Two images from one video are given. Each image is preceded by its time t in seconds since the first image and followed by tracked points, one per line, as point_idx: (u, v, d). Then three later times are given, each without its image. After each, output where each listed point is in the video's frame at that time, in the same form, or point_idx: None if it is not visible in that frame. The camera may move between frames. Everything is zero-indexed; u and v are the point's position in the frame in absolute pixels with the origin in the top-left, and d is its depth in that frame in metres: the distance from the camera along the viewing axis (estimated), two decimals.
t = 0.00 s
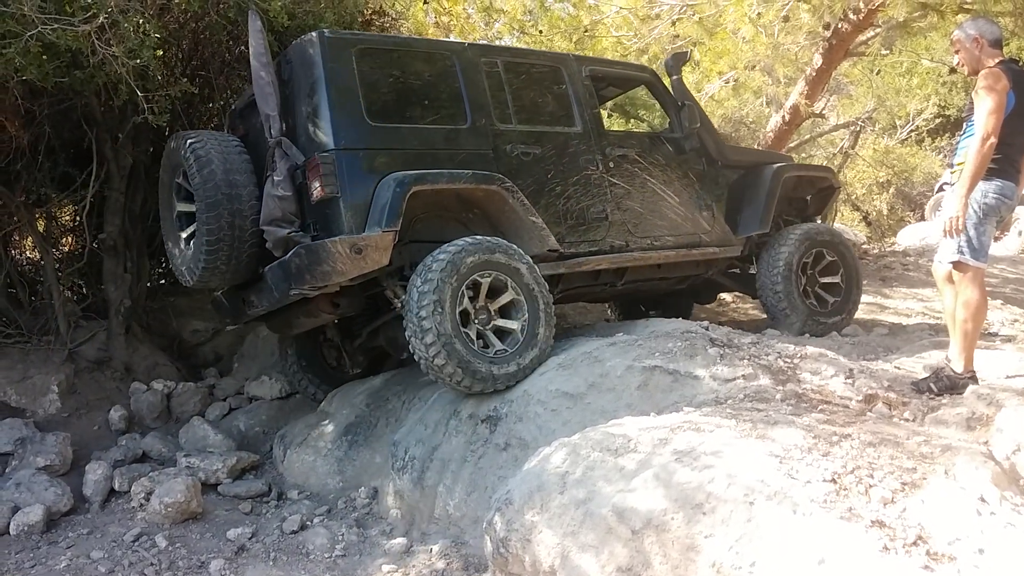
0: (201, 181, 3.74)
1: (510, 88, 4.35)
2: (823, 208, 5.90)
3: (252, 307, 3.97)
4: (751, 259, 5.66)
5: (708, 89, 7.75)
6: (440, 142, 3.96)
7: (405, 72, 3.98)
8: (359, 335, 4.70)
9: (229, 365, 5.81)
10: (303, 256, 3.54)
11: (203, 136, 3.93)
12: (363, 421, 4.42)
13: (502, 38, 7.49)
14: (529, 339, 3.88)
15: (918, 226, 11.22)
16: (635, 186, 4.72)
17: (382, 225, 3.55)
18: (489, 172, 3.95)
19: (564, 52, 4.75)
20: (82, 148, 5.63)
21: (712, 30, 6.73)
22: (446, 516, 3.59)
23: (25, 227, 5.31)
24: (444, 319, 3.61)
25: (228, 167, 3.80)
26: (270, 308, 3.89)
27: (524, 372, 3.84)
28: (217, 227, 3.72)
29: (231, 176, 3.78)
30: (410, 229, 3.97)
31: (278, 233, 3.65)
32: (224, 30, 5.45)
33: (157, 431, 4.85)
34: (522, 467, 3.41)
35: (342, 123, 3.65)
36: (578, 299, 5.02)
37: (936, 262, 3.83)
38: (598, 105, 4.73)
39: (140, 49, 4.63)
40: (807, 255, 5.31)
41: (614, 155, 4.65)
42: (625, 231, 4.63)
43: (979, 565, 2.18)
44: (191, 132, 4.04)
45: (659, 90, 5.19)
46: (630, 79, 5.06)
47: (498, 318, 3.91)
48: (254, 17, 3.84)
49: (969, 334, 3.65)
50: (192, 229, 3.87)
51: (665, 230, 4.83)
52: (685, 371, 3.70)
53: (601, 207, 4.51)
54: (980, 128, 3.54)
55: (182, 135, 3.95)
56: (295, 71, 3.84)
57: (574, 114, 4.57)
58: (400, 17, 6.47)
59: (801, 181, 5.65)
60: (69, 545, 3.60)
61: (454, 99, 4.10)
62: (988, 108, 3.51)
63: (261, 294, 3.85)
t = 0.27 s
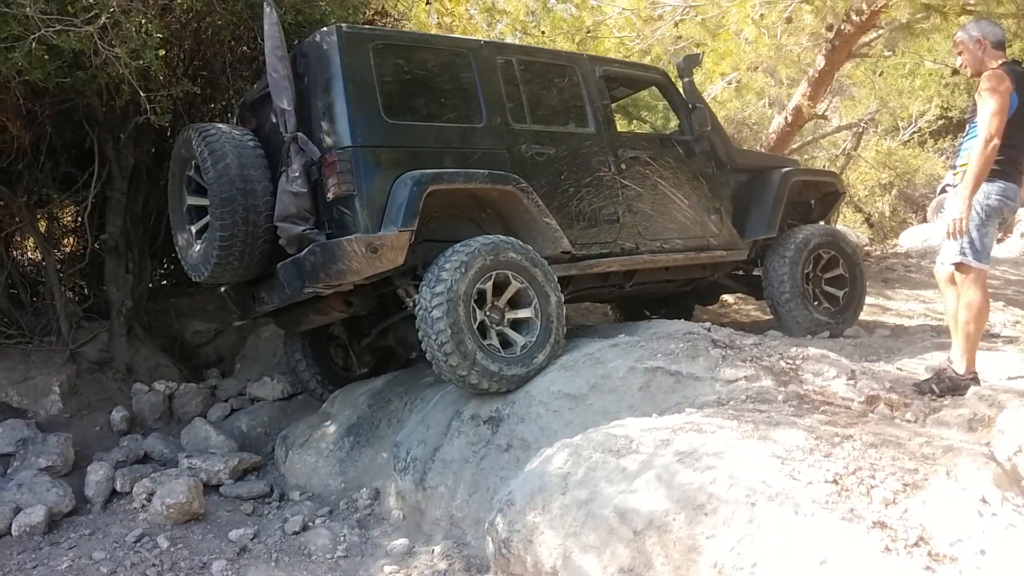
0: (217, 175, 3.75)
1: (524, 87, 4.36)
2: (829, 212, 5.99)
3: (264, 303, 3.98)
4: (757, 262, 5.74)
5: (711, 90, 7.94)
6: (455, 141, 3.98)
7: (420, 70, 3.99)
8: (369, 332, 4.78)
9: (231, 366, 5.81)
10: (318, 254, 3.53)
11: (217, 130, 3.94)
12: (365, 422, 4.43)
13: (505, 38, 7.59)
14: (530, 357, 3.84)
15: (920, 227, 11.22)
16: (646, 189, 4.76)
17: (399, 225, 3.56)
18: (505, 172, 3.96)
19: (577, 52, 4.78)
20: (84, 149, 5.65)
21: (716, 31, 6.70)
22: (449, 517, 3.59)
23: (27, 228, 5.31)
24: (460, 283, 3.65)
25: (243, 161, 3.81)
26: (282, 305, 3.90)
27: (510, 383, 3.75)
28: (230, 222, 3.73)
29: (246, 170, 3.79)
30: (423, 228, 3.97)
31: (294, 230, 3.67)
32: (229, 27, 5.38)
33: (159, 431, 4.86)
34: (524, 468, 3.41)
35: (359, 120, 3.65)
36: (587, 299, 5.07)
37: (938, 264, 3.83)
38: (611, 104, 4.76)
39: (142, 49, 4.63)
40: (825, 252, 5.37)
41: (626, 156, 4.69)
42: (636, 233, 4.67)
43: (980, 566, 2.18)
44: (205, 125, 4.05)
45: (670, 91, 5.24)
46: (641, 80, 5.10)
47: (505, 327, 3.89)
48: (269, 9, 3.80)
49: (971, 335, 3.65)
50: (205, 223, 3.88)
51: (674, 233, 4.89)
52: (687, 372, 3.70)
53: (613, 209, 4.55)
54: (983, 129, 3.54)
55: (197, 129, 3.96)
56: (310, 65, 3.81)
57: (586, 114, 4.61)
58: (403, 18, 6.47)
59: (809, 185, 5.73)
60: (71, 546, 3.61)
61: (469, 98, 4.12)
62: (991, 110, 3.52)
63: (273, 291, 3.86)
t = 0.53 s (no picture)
0: (228, 179, 3.77)
1: (534, 90, 4.37)
2: (835, 212, 6.03)
3: (273, 305, 4.00)
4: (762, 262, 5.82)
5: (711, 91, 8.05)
6: (466, 144, 3.97)
7: (432, 72, 3.99)
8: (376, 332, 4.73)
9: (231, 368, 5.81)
10: (330, 257, 3.54)
11: (228, 132, 3.96)
12: (366, 424, 4.43)
13: (505, 40, 7.64)
14: (512, 367, 3.71)
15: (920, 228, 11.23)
16: (655, 192, 4.77)
17: (410, 229, 3.56)
18: (516, 175, 3.96)
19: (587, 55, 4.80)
20: (84, 151, 5.65)
21: (715, 32, 6.78)
22: (450, 519, 3.58)
23: (27, 229, 5.30)
24: (492, 256, 3.76)
25: (254, 165, 3.83)
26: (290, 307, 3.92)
27: (483, 368, 3.62)
28: (241, 224, 3.74)
29: (257, 174, 3.81)
30: (433, 231, 3.98)
31: (305, 233, 3.68)
32: (228, 29, 5.35)
33: (159, 434, 4.86)
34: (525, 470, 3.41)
35: (371, 123, 3.65)
36: (598, 299, 5.08)
37: (938, 264, 3.83)
38: (620, 106, 4.79)
39: (143, 52, 4.62)
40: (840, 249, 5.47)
41: (636, 159, 4.70)
42: (645, 236, 4.67)
43: (980, 566, 2.18)
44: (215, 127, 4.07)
45: (678, 94, 5.26)
46: (649, 82, 5.13)
47: (505, 329, 3.84)
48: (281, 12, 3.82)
49: (971, 336, 3.65)
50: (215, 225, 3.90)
51: (682, 236, 4.89)
52: (687, 374, 3.71)
53: (622, 212, 4.55)
54: (982, 130, 3.54)
55: (208, 131, 3.97)
56: (321, 67, 3.80)
57: (596, 116, 4.62)
58: (403, 19, 6.47)
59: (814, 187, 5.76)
60: (70, 548, 3.60)
61: (479, 101, 4.12)
62: (991, 110, 3.52)
63: (282, 292, 3.87)
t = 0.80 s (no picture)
0: (246, 161, 3.77)
1: (549, 83, 4.44)
2: (837, 216, 6.13)
3: (287, 291, 4.00)
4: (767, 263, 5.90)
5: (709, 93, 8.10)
6: (483, 134, 4.01)
7: (450, 63, 4.03)
8: (385, 324, 4.80)
9: (229, 369, 5.81)
10: (347, 243, 3.52)
11: (246, 116, 3.97)
12: (365, 425, 4.43)
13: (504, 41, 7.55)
14: (499, 342, 3.65)
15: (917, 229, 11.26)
16: (665, 187, 4.82)
17: (428, 216, 3.57)
18: (531, 166, 3.99)
19: (600, 51, 4.87)
20: (81, 152, 5.65)
21: (713, 34, 6.84)
22: (448, 520, 3.58)
23: (23, 230, 5.30)
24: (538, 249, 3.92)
25: (272, 148, 3.83)
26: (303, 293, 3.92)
27: (475, 321, 3.60)
28: (258, 207, 3.74)
29: (275, 157, 3.81)
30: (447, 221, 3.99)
31: (322, 217, 3.67)
32: (221, 31, 5.33)
33: (157, 435, 4.86)
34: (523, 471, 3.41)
35: (390, 111, 3.68)
36: (603, 295, 5.12)
37: (935, 265, 3.83)
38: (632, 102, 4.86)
39: (140, 52, 4.61)
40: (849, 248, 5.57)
41: (648, 154, 4.76)
42: (655, 231, 4.72)
43: (977, 566, 2.18)
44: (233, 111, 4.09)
45: (688, 91, 5.34)
46: (662, 79, 5.20)
47: (511, 317, 3.84)
48: None
49: (969, 336, 3.64)
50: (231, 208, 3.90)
51: (691, 232, 4.93)
52: (685, 375, 3.71)
53: (633, 207, 4.60)
54: (979, 132, 3.55)
55: (225, 114, 3.98)
56: (341, 54, 3.80)
57: (608, 110, 4.68)
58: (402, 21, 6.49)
59: (819, 189, 5.84)
60: (68, 550, 3.60)
61: (496, 92, 4.16)
62: (987, 112, 3.53)
63: (297, 278, 3.88)
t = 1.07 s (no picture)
0: (268, 152, 3.82)
1: (565, 79, 4.48)
2: (841, 215, 6.21)
3: (303, 282, 4.03)
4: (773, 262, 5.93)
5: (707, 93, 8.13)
6: (500, 128, 4.06)
7: (469, 58, 4.08)
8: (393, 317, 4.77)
9: (227, 368, 5.80)
10: (367, 234, 3.55)
11: (266, 107, 4.01)
12: (362, 425, 4.43)
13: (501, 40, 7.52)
14: (508, 293, 3.68)
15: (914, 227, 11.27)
16: (676, 183, 4.89)
17: (449, 208, 3.62)
18: (548, 160, 4.04)
19: (614, 48, 4.92)
20: (78, 152, 5.63)
21: (710, 33, 6.83)
22: (445, 520, 3.58)
23: (19, 230, 5.29)
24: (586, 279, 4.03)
25: (293, 139, 3.89)
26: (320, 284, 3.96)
27: (501, 252, 3.71)
28: (279, 197, 3.79)
29: (296, 149, 3.87)
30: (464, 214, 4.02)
31: (343, 209, 3.72)
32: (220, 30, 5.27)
33: (154, 435, 4.85)
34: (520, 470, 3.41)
35: (411, 104, 3.73)
36: (614, 290, 5.17)
37: (932, 264, 3.84)
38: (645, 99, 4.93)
39: (136, 52, 4.58)
40: (862, 252, 5.65)
41: (660, 151, 4.84)
42: (667, 227, 4.76)
43: (974, 565, 2.18)
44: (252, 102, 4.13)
45: (699, 89, 5.40)
46: (673, 77, 5.26)
47: (527, 295, 3.87)
48: None
49: (965, 335, 3.66)
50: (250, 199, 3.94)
51: (701, 229, 4.99)
52: (682, 373, 3.71)
53: (646, 203, 4.66)
54: (976, 131, 3.56)
55: (245, 105, 4.03)
56: (361, 48, 3.86)
57: (622, 107, 4.75)
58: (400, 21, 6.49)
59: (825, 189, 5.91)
60: (65, 550, 3.59)
61: (513, 87, 4.21)
62: (984, 111, 3.53)
63: (314, 270, 3.91)
